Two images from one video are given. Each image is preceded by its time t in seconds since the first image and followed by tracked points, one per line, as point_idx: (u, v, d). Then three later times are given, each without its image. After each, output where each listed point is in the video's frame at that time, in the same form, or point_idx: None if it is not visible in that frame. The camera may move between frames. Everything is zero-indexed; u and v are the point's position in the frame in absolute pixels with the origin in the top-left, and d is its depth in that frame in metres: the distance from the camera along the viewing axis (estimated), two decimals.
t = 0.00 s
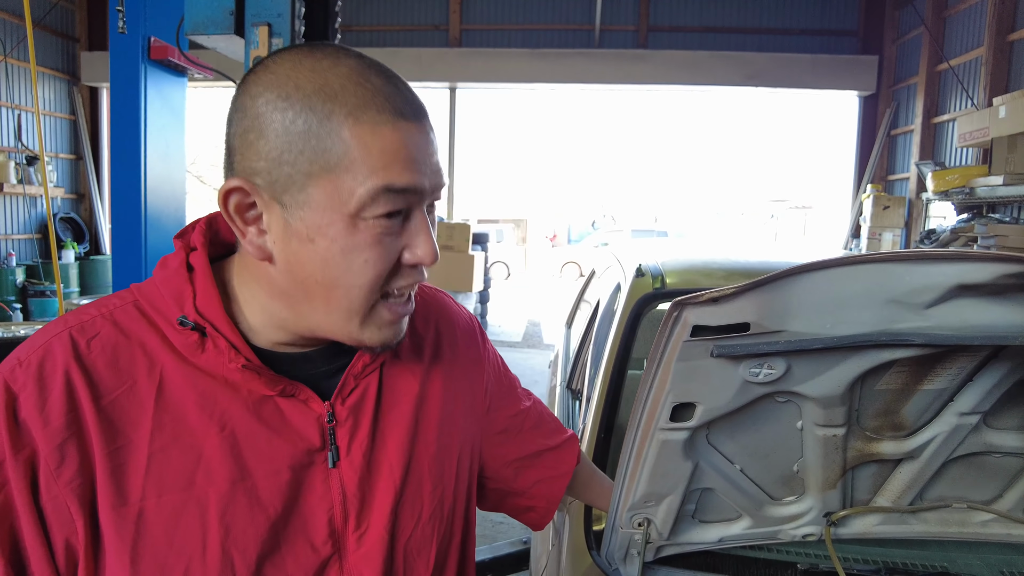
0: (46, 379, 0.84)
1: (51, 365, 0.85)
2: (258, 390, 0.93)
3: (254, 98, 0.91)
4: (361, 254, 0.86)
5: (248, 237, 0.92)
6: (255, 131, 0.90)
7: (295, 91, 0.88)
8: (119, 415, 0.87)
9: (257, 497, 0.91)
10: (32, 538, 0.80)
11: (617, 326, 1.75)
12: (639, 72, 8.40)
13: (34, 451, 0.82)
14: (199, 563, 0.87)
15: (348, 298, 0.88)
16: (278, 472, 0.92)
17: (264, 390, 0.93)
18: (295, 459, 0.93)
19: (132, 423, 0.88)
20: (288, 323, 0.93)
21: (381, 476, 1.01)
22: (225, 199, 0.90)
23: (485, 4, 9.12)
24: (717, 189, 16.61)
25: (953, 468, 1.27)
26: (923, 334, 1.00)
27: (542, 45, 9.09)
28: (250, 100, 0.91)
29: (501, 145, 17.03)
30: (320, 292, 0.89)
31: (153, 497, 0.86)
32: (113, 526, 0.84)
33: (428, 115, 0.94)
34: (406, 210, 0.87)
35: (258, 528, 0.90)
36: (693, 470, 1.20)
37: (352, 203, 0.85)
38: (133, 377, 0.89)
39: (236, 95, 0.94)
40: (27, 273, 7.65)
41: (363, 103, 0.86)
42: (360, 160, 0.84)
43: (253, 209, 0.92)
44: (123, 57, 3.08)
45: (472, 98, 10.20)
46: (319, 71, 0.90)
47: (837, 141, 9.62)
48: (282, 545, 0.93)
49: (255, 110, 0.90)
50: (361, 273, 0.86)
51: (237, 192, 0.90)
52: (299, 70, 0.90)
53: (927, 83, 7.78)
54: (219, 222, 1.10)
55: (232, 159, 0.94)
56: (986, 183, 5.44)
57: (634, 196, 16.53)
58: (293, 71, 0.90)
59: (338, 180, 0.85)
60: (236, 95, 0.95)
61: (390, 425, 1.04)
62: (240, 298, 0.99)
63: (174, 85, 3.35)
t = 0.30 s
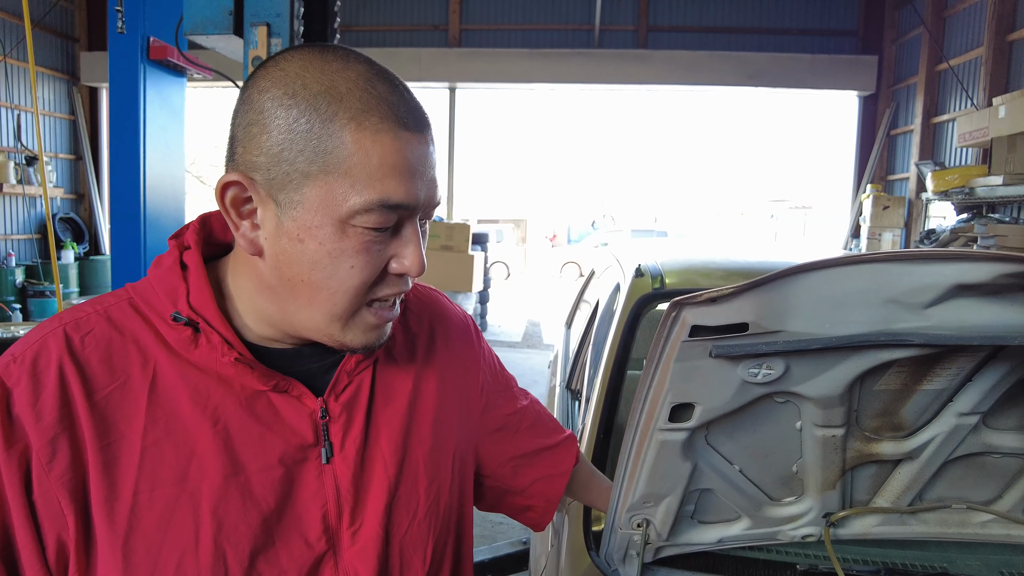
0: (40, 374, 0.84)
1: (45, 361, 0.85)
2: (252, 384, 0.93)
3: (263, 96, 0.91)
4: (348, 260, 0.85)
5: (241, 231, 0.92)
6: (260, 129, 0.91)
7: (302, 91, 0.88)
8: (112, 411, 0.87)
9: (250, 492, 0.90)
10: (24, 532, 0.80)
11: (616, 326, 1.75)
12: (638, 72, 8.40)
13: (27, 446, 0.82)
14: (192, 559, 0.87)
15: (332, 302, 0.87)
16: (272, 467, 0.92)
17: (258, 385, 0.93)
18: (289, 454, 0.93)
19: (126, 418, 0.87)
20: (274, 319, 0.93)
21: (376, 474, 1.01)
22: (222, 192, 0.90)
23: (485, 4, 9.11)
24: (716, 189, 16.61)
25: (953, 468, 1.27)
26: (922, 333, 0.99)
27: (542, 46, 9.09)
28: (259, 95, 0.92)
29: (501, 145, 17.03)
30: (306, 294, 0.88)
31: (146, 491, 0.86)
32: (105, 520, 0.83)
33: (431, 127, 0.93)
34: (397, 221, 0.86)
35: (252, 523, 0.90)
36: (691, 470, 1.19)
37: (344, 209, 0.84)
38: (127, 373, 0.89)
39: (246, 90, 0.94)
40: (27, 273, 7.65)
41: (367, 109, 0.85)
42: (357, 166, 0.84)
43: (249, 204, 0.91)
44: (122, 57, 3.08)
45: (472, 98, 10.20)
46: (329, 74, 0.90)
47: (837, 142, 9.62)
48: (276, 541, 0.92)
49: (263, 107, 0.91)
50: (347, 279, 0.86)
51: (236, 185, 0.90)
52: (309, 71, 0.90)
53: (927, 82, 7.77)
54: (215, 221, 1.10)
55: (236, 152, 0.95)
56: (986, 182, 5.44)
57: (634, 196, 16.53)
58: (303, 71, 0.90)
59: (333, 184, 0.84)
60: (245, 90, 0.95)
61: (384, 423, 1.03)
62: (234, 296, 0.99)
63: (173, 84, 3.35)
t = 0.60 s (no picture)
0: (43, 370, 0.84)
1: (48, 357, 0.85)
2: (253, 381, 0.93)
3: (262, 97, 0.92)
4: (340, 264, 0.86)
5: (238, 229, 0.93)
6: (258, 129, 0.91)
7: (301, 93, 0.89)
8: (115, 407, 0.87)
9: (252, 486, 0.91)
10: (29, 526, 0.81)
11: (615, 325, 1.76)
12: (638, 72, 8.41)
13: (31, 442, 0.82)
14: (196, 552, 0.87)
15: (324, 304, 0.88)
16: (273, 462, 0.92)
17: (259, 381, 0.94)
18: (290, 449, 0.94)
19: (128, 414, 0.88)
20: (270, 317, 0.94)
21: (375, 469, 1.01)
22: (220, 191, 0.91)
23: (485, 4, 9.12)
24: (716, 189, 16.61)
25: (950, 464, 1.27)
26: (919, 329, 1.00)
27: (541, 46, 9.09)
28: (259, 95, 0.93)
29: (501, 144, 17.03)
30: (299, 295, 0.89)
31: (150, 486, 0.87)
32: (110, 514, 0.84)
33: (431, 133, 0.93)
34: (391, 226, 0.86)
35: (254, 518, 0.90)
36: (690, 466, 1.20)
37: (337, 213, 0.84)
38: (129, 370, 0.89)
39: (247, 91, 0.95)
40: (26, 272, 7.65)
41: (363, 115, 0.86)
42: (350, 171, 0.84)
43: (245, 204, 0.92)
44: (123, 57, 3.08)
45: (472, 98, 10.20)
46: (328, 77, 0.90)
47: (837, 141, 9.62)
48: (277, 535, 0.93)
49: (261, 108, 0.92)
50: (339, 282, 0.87)
51: (232, 185, 0.91)
52: (309, 72, 0.91)
53: (926, 82, 7.78)
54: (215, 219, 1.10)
55: (235, 152, 0.96)
56: (985, 182, 5.45)
57: (633, 196, 16.54)
58: (303, 73, 0.91)
59: (326, 188, 0.85)
60: (246, 90, 0.96)
61: (384, 419, 1.04)
62: (234, 293, 1.00)
63: (173, 84, 3.36)
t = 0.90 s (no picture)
0: (42, 374, 0.84)
1: (46, 360, 0.85)
2: (253, 383, 0.93)
3: (260, 93, 0.92)
4: (336, 260, 0.85)
5: (235, 226, 0.93)
6: (255, 125, 0.91)
7: (298, 89, 0.89)
8: (114, 411, 0.87)
9: (252, 489, 0.91)
10: (29, 531, 0.80)
11: (615, 325, 1.76)
12: (638, 72, 8.41)
13: (30, 446, 0.82)
14: (196, 556, 0.87)
15: (321, 302, 0.87)
16: (274, 465, 0.92)
17: (259, 384, 0.93)
18: (289, 452, 0.94)
19: (127, 417, 0.88)
20: (268, 316, 0.94)
21: (376, 471, 1.01)
22: (217, 186, 0.91)
23: (484, 4, 9.11)
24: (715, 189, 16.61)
25: (951, 465, 1.27)
26: (920, 330, 1.00)
27: (541, 46, 9.09)
28: (256, 91, 0.93)
29: (500, 144, 17.03)
30: (296, 292, 0.88)
31: (149, 489, 0.86)
32: (109, 518, 0.84)
33: (431, 129, 0.92)
34: (388, 223, 0.85)
35: (254, 521, 0.90)
36: (691, 467, 1.20)
37: (333, 208, 0.84)
38: (128, 373, 0.89)
39: (245, 88, 0.95)
40: (25, 273, 7.64)
41: (361, 110, 0.85)
42: (347, 167, 0.83)
43: (243, 200, 0.92)
44: (121, 57, 3.08)
45: (471, 98, 10.20)
46: (326, 73, 0.90)
47: (836, 142, 9.63)
48: (277, 538, 0.92)
49: (259, 104, 0.91)
50: (335, 280, 0.86)
51: (229, 181, 0.91)
52: (306, 68, 0.91)
53: (925, 82, 7.78)
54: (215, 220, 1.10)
55: (233, 148, 0.96)
56: (984, 182, 5.46)
57: (632, 196, 16.54)
58: (301, 69, 0.91)
59: (322, 183, 0.84)
60: (244, 86, 0.96)
61: (385, 421, 1.04)
62: (234, 295, 0.99)
63: (172, 84, 3.35)
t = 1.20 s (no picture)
0: (42, 371, 0.83)
1: (47, 357, 0.84)
2: (254, 383, 0.93)
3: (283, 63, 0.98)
4: (315, 211, 0.85)
5: (238, 183, 0.96)
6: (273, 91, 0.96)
7: (311, 56, 0.93)
8: (114, 410, 0.86)
9: (252, 490, 0.90)
10: (28, 529, 0.80)
11: (615, 325, 1.75)
12: (637, 72, 8.41)
13: (30, 444, 0.82)
14: (195, 558, 0.87)
15: (296, 258, 0.87)
16: (274, 466, 0.92)
17: (261, 383, 0.93)
18: (290, 453, 0.93)
19: (128, 417, 0.87)
20: (253, 282, 0.94)
21: (377, 473, 1.01)
22: (231, 143, 0.96)
23: (483, 4, 9.11)
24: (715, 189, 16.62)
25: (951, 465, 1.27)
26: (920, 329, 1.00)
27: (540, 46, 9.09)
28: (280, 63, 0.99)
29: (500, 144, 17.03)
30: (275, 246, 0.88)
31: (149, 489, 0.86)
32: (108, 517, 0.83)
33: (437, 114, 0.94)
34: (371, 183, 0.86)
35: (254, 523, 0.90)
36: (691, 467, 1.20)
37: (320, 156, 0.86)
38: (129, 372, 0.89)
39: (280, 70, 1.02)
40: (24, 273, 7.63)
41: (363, 74, 0.89)
42: (338, 121, 0.86)
43: (249, 159, 0.96)
44: (119, 56, 3.07)
45: (470, 98, 10.20)
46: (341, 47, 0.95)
47: (836, 142, 9.64)
48: (277, 539, 0.92)
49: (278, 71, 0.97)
50: (311, 232, 0.85)
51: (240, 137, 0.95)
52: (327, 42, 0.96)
53: (924, 82, 7.79)
54: (220, 217, 1.10)
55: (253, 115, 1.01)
56: (983, 182, 5.46)
57: (632, 196, 16.54)
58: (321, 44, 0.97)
59: (312, 134, 0.87)
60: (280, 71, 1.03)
61: (387, 422, 1.03)
62: (236, 293, 0.99)
63: (171, 84, 3.34)
